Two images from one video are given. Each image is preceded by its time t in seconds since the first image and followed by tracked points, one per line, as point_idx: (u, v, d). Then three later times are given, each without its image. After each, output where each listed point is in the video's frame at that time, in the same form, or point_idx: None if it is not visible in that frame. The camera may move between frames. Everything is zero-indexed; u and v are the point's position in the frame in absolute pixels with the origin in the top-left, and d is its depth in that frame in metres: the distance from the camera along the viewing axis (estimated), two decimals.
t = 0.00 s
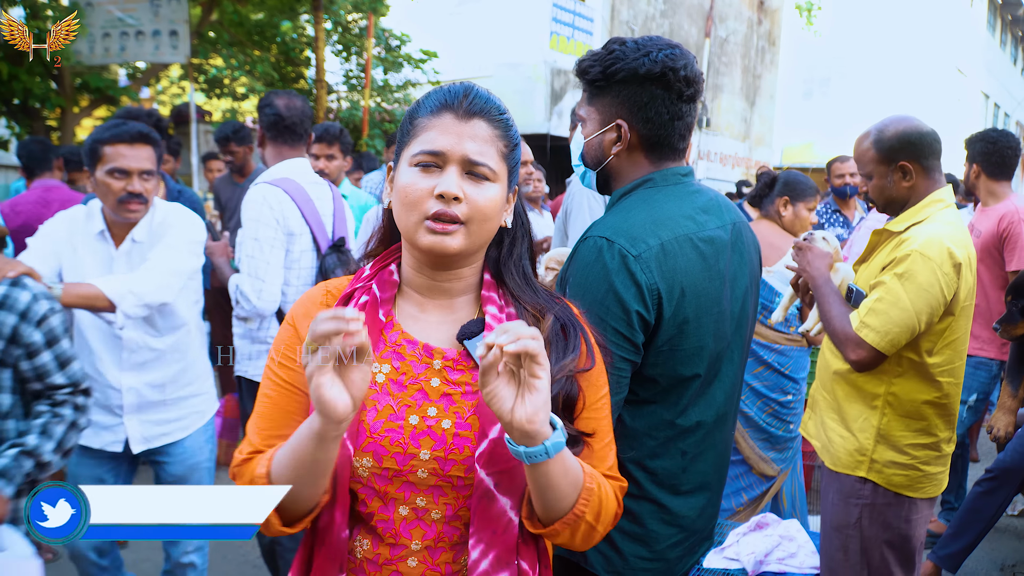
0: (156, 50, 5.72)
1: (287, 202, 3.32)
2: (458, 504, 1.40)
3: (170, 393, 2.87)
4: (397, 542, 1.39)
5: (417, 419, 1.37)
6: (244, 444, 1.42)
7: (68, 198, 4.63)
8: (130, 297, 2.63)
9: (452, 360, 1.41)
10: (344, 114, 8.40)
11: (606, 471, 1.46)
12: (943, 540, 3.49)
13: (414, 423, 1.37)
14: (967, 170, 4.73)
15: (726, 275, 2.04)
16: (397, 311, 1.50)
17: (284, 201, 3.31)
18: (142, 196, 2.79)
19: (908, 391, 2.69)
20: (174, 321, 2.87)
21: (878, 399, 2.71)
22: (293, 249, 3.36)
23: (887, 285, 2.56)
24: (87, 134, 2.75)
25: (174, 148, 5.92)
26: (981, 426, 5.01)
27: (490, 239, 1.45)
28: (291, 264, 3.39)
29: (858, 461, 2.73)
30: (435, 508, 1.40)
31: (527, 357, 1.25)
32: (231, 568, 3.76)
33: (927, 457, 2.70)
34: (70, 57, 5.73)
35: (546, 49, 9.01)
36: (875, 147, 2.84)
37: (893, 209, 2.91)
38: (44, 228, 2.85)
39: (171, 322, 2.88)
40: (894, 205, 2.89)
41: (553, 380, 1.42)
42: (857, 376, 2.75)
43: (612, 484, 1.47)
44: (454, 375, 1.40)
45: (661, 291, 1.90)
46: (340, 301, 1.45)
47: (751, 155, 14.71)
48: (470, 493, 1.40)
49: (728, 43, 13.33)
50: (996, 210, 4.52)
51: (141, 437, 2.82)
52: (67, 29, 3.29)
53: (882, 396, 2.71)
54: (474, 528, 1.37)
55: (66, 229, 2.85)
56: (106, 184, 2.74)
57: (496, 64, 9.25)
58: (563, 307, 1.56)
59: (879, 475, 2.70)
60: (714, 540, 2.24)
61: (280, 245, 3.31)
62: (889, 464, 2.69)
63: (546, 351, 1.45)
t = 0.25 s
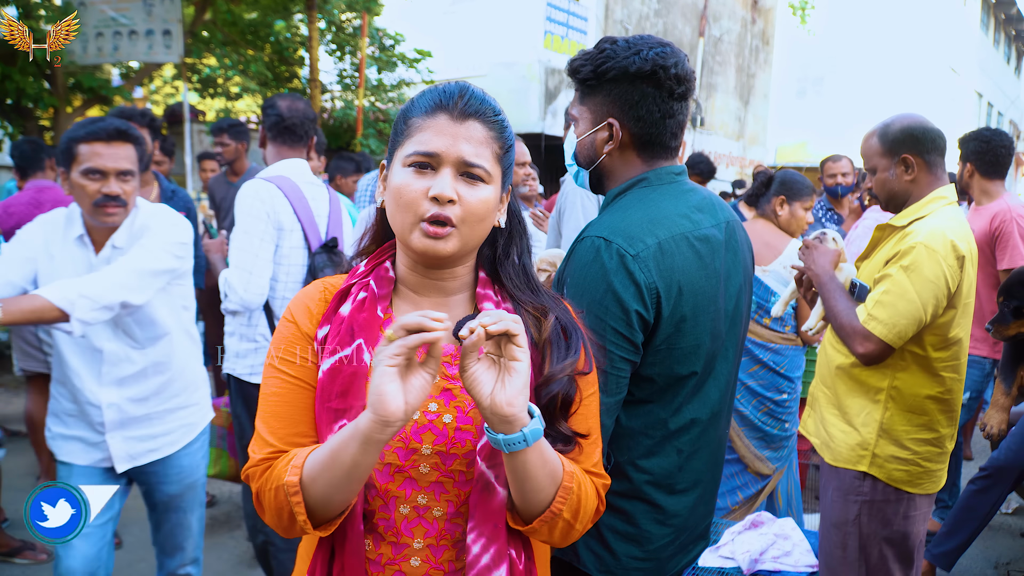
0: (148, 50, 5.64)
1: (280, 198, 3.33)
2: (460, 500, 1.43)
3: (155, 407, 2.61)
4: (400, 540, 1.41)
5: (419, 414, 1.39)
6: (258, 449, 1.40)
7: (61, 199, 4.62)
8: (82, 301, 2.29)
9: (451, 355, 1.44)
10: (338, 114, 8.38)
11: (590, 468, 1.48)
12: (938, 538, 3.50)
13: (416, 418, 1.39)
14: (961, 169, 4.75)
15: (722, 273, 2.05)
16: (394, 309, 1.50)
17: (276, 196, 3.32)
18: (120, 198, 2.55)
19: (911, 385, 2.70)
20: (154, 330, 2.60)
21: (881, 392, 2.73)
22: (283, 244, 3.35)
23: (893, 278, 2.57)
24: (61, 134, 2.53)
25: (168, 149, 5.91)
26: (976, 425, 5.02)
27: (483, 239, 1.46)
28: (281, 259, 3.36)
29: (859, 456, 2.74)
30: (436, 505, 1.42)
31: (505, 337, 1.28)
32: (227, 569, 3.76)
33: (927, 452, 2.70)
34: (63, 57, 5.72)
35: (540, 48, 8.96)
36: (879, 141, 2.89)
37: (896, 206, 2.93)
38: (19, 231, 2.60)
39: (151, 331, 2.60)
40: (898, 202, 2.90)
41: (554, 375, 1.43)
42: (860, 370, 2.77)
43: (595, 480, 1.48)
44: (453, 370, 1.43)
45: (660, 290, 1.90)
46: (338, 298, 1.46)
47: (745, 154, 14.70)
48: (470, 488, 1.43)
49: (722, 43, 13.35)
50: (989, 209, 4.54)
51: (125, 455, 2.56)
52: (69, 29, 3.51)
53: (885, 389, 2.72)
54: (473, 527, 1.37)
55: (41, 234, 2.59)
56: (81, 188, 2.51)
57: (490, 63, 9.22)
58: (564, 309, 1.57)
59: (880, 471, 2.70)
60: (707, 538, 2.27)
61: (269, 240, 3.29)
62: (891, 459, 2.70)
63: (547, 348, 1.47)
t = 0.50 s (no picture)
0: (143, 50, 5.62)
1: (271, 195, 3.32)
2: (457, 501, 1.43)
3: (115, 431, 2.35)
4: (397, 542, 1.41)
5: (416, 415, 1.39)
6: (251, 455, 1.41)
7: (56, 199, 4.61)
8: (24, 304, 2.05)
9: (447, 355, 1.43)
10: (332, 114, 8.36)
11: (585, 469, 1.49)
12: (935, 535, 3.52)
13: (413, 419, 1.39)
14: (955, 167, 4.77)
15: (715, 272, 2.05)
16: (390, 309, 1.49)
17: (267, 193, 3.31)
18: (76, 194, 2.34)
19: (918, 376, 2.71)
20: (112, 343, 2.33)
21: (889, 384, 2.73)
22: (273, 241, 3.33)
23: (903, 267, 2.58)
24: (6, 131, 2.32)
25: (163, 149, 5.89)
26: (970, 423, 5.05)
27: (483, 242, 1.46)
28: (270, 256, 3.34)
29: (868, 449, 2.73)
30: (433, 506, 1.42)
31: (505, 340, 1.31)
32: (223, 570, 3.76)
33: (936, 446, 2.71)
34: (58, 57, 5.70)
35: (535, 48, 8.93)
36: (884, 138, 2.92)
37: (898, 202, 2.94)
38: None
39: (108, 345, 2.34)
40: (900, 197, 2.92)
41: (551, 378, 1.43)
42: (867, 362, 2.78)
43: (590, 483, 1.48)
44: (450, 371, 1.42)
45: (653, 289, 1.90)
46: (331, 299, 1.45)
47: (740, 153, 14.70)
48: (468, 489, 1.43)
49: (716, 42, 13.37)
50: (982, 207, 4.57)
51: (80, 482, 2.30)
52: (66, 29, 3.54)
53: (893, 381, 2.72)
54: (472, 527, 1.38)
55: None
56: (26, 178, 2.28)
57: (485, 63, 9.20)
58: (560, 309, 1.57)
59: (887, 462, 2.70)
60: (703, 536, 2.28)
61: (259, 237, 3.29)
62: (898, 451, 2.70)
63: (545, 349, 1.47)
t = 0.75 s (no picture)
0: (139, 50, 5.62)
1: (263, 194, 3.32)
2: (459, 504, 1.43)
3: (45, 455, 2.12)
4: (398, 546, 1.41)
5: (420, 416, 1.40)
6: (251, 455, 1.41)
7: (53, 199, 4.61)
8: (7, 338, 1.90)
9: (453, 357, 1.44)
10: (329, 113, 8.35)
11: (589, 478, 1.50)
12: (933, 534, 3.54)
13: (417, 420, 1.40)
14: (951, 166, 4.77)
15: (708, 271, 2.06)
16: (395, 308, 1.49)
17: (259, 192, 3.31)
18: (11, 170, 2.10)
19: (932, 366, 2.73)
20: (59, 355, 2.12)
21: (902, 375, 2.74)
22: (266, 241, 3.33)
23: (928, 262, 2.56)
24: None
25: (159, 148, 5.88)
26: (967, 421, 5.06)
27: (491, 239, 1.47)
28: (264, 256, 3.35)
29: (882, 441, 2.74)
30: (435, 510, 1.42)
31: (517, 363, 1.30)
32: (221, 570, 3.76)
33: (950, 437, 2.72)
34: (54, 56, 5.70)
35: (531, 47, 8.90)
36: (884, 138, 2.93)
37: (899, 201, 2.95)
38: None
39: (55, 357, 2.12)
40: (900, 195, 2.94)
41: (559, 384, 1.43)
42: (877, 356, 2.79)
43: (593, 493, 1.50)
44: (456, 372, 1.43)
45: (643, 287, 1.91)
46: (336, 297, 1.45)
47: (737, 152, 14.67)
48: (471, 493, 1.44)
49: (713, 41, 13.38)
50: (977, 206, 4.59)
51: (4, 515, 2.07)
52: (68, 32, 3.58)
53: (906, 371, 2.74)
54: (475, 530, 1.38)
55: None
56: None
57: (481, 62, 9.16)
58: (566, 313, 1.58)
59: (903, 454, 2.71)
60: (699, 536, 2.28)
61: (251, 236, 3.29)
62: (914, 443, 2.71)
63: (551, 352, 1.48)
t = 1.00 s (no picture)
0: (135, 48, 5.59)
1: (264, 194, 3.32)
2: (469, 512, 1.43)
3: None
4: (408, 554, 1.41)
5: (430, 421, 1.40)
6: (258, 459, 1.41)
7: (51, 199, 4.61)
8: None
9: (466, 360, 1.44)
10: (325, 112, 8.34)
11: (604, 485, 1.50)
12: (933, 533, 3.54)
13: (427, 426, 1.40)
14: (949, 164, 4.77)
15: (703, 270, 2.06)
16: (406, 309, 1.50)
17: (260, 192, 3.31)
18: None
19: (936, 362, 2.73)
20: None
21: (903, 371, 2.74)
22: (266, 240, 3.33)
23: (930, 263, 2.57)
24: None
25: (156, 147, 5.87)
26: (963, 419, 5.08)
27: (504, 238, 1.47)
28: (264, 255, 3.34)
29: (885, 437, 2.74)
30: (445, 519, 1.42)
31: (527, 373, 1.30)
32: (219, 569, 3.77)
33: (949, 433, 2.72)
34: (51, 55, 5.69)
35: (528, 46, 8.83)
36: (885, 137, 2.95)
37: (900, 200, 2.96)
38: None
39: None
40: (900, 194, 2.95)
41: (571, 387, 1.44)
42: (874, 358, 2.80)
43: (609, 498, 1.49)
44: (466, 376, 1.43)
45: (635, 286, 1.92)
46: (345, 299, 1.45)
47: (733, 151, 14.67)
48: (480, 500, 1.44)
49: (709, 39, 13.39)
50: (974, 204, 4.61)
51: None
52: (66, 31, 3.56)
53: (908, 368, 2.74)
54: (484, 538, 1.38)
55: None
56: None
57: (478, 61, 9.15)
58: (578, 312, 1.59)
59: (903, 451, 2.72)
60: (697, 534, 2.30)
61: (251, 235, 3.29)
62: (915, 440, 2.71)
63: (564, 354, 1.49)
